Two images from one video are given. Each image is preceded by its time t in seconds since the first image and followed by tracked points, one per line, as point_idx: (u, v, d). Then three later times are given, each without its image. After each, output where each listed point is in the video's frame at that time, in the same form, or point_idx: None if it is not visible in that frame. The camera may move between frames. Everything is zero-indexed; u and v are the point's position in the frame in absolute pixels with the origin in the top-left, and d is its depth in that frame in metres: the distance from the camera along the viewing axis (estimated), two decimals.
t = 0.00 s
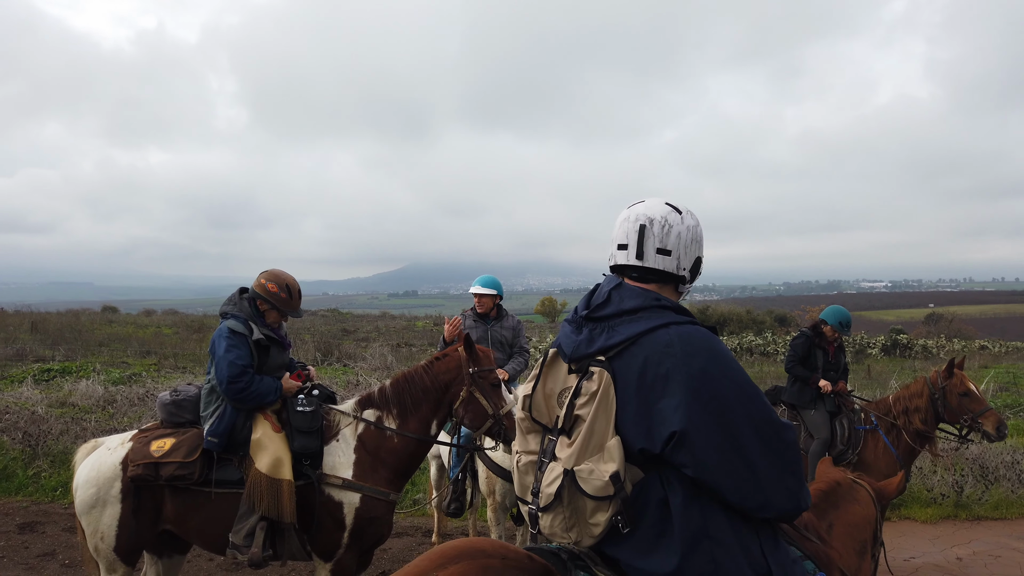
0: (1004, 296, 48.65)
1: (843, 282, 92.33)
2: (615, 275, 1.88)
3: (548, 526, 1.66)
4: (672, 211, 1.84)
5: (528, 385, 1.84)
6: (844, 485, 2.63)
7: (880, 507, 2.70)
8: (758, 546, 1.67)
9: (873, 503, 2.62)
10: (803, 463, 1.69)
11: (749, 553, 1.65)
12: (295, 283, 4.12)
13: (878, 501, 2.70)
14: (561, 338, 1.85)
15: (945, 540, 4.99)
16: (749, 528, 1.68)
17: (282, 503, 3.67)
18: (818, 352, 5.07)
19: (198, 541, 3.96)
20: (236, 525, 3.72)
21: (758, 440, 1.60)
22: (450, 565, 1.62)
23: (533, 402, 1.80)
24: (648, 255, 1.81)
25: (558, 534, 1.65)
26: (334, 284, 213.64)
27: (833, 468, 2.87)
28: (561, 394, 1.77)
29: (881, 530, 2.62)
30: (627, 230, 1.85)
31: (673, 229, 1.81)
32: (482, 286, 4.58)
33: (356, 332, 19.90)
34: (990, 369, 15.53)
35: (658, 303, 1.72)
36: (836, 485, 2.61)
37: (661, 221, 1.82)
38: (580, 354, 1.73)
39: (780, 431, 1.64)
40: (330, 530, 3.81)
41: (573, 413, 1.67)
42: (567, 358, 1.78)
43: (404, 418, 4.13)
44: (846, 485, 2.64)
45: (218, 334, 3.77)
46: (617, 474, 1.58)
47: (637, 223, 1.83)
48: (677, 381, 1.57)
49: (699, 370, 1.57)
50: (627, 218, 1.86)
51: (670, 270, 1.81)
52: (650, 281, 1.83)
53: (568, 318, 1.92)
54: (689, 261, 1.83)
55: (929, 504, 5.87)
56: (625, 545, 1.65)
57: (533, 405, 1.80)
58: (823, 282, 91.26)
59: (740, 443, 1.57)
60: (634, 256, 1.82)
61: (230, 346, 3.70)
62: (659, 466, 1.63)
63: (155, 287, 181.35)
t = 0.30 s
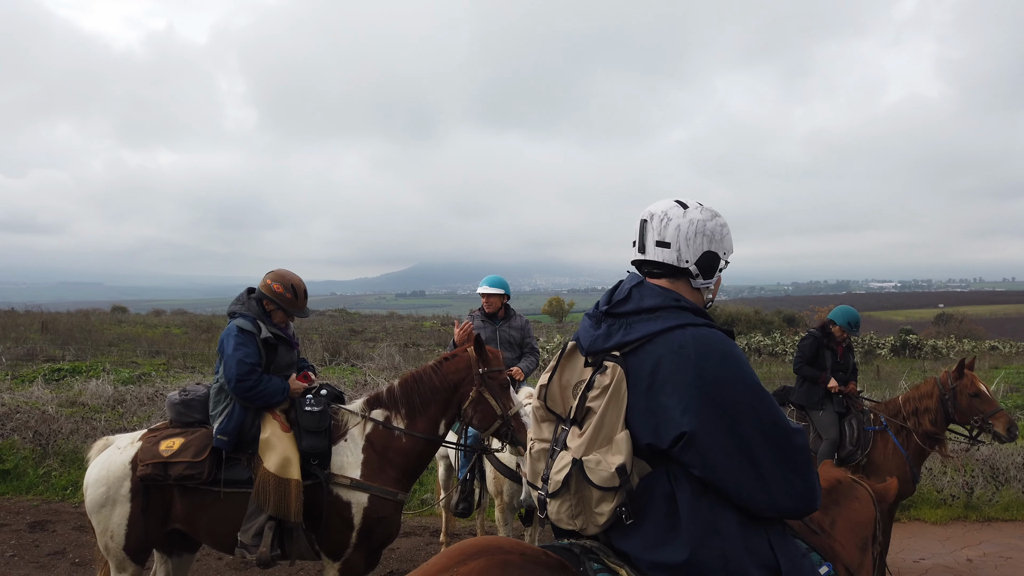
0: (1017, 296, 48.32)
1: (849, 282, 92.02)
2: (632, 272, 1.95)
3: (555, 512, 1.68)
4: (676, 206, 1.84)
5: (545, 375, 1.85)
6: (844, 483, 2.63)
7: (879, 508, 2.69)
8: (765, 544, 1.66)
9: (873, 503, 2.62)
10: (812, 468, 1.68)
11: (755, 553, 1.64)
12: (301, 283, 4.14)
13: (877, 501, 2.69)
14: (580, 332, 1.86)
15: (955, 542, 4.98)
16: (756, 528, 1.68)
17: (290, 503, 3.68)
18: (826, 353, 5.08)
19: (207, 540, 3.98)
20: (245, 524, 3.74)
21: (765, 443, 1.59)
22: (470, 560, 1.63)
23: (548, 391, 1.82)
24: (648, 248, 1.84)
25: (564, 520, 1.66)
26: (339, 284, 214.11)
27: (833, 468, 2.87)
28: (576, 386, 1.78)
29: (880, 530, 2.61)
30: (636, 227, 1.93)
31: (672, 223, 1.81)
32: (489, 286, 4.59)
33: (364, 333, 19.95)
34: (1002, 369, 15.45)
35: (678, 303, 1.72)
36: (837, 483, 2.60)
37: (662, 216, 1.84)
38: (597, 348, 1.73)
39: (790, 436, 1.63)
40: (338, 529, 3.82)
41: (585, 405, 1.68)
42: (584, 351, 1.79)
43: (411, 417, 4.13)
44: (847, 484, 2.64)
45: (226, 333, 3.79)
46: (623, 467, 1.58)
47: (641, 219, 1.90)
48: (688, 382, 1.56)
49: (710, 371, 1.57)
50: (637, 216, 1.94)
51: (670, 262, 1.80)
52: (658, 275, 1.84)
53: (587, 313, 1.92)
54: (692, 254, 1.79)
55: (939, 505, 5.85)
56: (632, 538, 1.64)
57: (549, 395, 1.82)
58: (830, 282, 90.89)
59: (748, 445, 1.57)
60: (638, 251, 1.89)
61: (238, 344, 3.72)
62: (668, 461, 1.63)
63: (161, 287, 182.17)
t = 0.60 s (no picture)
0: None
1: (856, 283, 91.54)
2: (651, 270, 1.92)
3: (572, 505, 1.68)
4: (702, 208, 1.84)
5: (563, 370, 1.84)
6: (856, 476, 2.62)
7: (893, 502, 2.67)
8: (779, 540, 1.66)
9: (885, 496, 2.60)
10: (829, 468, 1.66)
11: (769, 549, 1.63)
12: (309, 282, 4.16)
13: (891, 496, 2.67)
14: (596, 329, 1.85)
15: (965, 543, 4.95)
16: (770, 525, 1.67)
17: (298, 502, 3.69)
18: (837, 354, 5.10)
19: (215, 538, 4.00)
20: (251, 522, 3.75)
21: (781, 440, 1.59)
22: (486, 558, 1.64)
23: (566, 386, 1.81)
24: (674, 249, 1.83)
25: (581, 513, 1.67)
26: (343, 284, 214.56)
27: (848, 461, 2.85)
28: (593, 382, 1.78)
29: (892, 525, 2.58)
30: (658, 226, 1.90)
31: (700, 225, 1.81)
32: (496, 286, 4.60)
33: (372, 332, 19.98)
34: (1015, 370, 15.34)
35: (693, 301, 1.72)
36: (848, 476, 2.60)
37: (689, 217, 1.83)
38: (613, 344, 1.73)
39: (806, 433, 1.62)
40: (346, 529, 3.83)
41: (603, 399, 1.68)
42: (600, 347, 1.79)
43: (420, 417, 4.14)
44: (858, 476, 2.64)
45: (233, 333, 3.80)
46: (642, 459, 1.58)
47: (665, 219, 1.87)
48: (704, 377, 1.57)
49: (726, 367, 1.57)
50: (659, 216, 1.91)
51: (696, 264, 1.80)
52: (680, 275, 1.84)
53: (603, 311, 1.92)
54: (717, 257, 1.80)
55: (949, 506, 5.83)
56: (649, 531, 1.65)
57: (566, 390, 1.80)
58: (836, 282, 90.51)
59: (763, 441, 1.57)
60: (662, 251, 1.86)
61: (244, 344, 3.73)
62: (685, 455, 1.63)
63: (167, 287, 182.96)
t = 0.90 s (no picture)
0: None
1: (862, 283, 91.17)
2: (673, 270, 1.88)
3: (588, 499, 1.65)
4: (740, 217, 1.86)
5: (580, 364, 1.84)
6: (881, 477, 2.59)
7: (926, 503, 2.60)
8: (788, 539, 1.66)
9: (915, 497, 2.55)
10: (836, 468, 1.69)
11: (780, 546, 1.63)
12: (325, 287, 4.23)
13: (924, 496, 2.60)
14: (614, 324, 1.84)
15: (974, 544, 4.94)
16: (780, 524, 1.68)
17: (304, 501, 3.70)
18: (858, 355, 5.01)
19: (222, 538, 4.00)
20: (258, 521, 3.76)
21: (796, 438, 1.60)
22: (494, 558, 1.63)
23: (584, 378, 1.81)
24: (717, 256, 1.81)
25: (598, 507, 1.64)
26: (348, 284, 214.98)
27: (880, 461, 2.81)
28: (611, 376, 1.78)
29: (923, 525, 2.53)
30: (696, 229, 1.84)
31: (741, 235, 1.84)
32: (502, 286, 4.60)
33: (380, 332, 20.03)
34: None
35: (713, 299, 1.72)
36: (872, 478, 2.57)
37: (732, 225, 1.83)
38: (634, 339, 1.72)
39: (818, 432, 1.64)
40: (352, 529, 3.83)
41: (623, 393, 1.65)
42: (620, 342, 1.77)
43: (428, 416, 4.15)
44: (885, 477, 2.60)
45: (244, 330, 3.82)
46: (662, 453, 1.58)
47: (708, 224, 1.83)
48: (726, 372, 1.57)
49: (746, 363, 1.58)
50: (697, 218, 1.85)
51: (734, 273, 1.84)
52: (709, 280, 1.85)
53: (621, 307, 1.92)
54: (749, 266, 1.87)
55: (957, 507, 5.81)
56: (664, 526, 1.65)
57: (584, 382, 1.81)
58: (842, 282, 90.17)
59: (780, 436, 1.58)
60: (702, 256, 1.82)
61: (254, 342, 3.74)
62: (702, 450, 1.63)
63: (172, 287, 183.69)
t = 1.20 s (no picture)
0: None
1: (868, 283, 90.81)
2: (686, 270, 1.88)
3: (594, 497, 1.65)
4: (753, 218, 1.86)
5: (588, 362, 1.84)
6: (907, 498, 2.57)
7: (953, 530, 2.57)
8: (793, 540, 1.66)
9: (941, 522, 2.53)
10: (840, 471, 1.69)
11: (785, 547, 1.63)
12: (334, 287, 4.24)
13: (950, 523, 2.58)
14: (624, 322, 1.85)
15: (984, 545, 4.92)
16: (785, 525, 1.68)
17: (312, 500, 3.71)
18: (875, 352, 4.99)
19: (229, 537, 4.02)
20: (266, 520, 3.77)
21: (803, 439, 1.60)
22: (500, 557, 1.64)
23: (591, 377, 1.81)
24: (729, 258, 1.82)
25: (604, 505, 1.65)
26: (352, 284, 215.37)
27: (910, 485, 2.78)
28: (619, 375, 1.77)
29: (947, 551, 2.51)
30: (710, 229, 1.84)
31: (755, 237, 1.85)
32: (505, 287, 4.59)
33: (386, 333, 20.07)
34: None
35: (723, 299, 1.72)
36: (896, 497, 2.56)
37: (746, 227, 1.84)
38: (643, 337, 1.73)
39: (825, 434, 1.64)
40: (359, 528, 3.84)
41: (631, 392, 1.66)
42: (629, 340, 1.78)
43: (435, 415, 4.15)
44: (910, 499, 2.58)
45: (253, 329, 3.84)
46: (670, 453, 1.57)
47: (722, 225, 1.83)
48: (735, 372, 1.57)
49: (755, 364, 1.58)
50: (711, 218, 1.85)
51: (745, 275, 1.84)
52: (720, 280, 1.85)
53: (631, 305, 1.92)
54: (761, 268, 1.87)
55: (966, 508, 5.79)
56: (669, 525, 1.65)
57: (591, 381, 1.80)
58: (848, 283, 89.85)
59: (788, 437, 1.58)
60: (715, 256, 1.82)
61: (263, 341, 3.76)
62: (709, 451, 1.63)
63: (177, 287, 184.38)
